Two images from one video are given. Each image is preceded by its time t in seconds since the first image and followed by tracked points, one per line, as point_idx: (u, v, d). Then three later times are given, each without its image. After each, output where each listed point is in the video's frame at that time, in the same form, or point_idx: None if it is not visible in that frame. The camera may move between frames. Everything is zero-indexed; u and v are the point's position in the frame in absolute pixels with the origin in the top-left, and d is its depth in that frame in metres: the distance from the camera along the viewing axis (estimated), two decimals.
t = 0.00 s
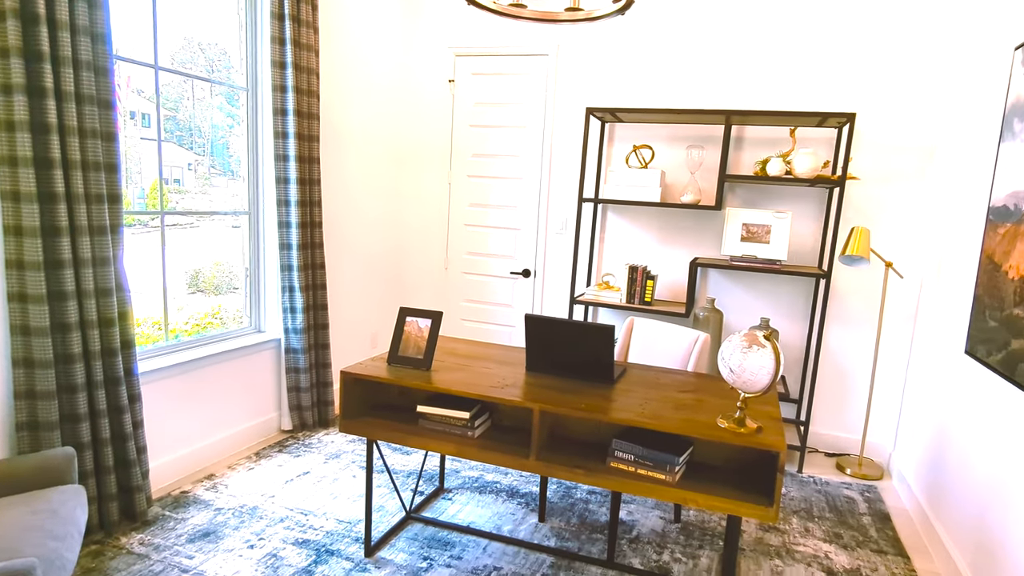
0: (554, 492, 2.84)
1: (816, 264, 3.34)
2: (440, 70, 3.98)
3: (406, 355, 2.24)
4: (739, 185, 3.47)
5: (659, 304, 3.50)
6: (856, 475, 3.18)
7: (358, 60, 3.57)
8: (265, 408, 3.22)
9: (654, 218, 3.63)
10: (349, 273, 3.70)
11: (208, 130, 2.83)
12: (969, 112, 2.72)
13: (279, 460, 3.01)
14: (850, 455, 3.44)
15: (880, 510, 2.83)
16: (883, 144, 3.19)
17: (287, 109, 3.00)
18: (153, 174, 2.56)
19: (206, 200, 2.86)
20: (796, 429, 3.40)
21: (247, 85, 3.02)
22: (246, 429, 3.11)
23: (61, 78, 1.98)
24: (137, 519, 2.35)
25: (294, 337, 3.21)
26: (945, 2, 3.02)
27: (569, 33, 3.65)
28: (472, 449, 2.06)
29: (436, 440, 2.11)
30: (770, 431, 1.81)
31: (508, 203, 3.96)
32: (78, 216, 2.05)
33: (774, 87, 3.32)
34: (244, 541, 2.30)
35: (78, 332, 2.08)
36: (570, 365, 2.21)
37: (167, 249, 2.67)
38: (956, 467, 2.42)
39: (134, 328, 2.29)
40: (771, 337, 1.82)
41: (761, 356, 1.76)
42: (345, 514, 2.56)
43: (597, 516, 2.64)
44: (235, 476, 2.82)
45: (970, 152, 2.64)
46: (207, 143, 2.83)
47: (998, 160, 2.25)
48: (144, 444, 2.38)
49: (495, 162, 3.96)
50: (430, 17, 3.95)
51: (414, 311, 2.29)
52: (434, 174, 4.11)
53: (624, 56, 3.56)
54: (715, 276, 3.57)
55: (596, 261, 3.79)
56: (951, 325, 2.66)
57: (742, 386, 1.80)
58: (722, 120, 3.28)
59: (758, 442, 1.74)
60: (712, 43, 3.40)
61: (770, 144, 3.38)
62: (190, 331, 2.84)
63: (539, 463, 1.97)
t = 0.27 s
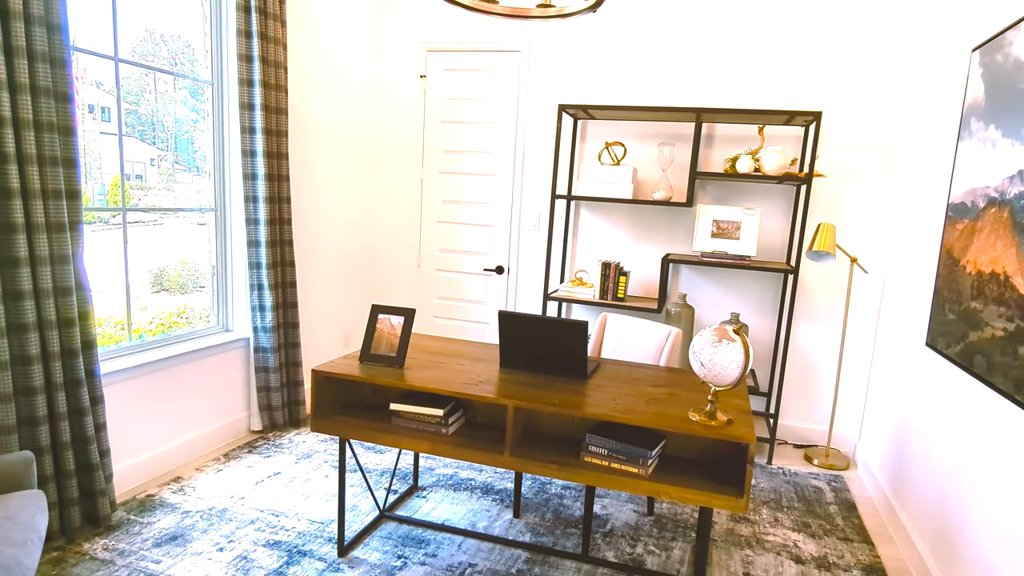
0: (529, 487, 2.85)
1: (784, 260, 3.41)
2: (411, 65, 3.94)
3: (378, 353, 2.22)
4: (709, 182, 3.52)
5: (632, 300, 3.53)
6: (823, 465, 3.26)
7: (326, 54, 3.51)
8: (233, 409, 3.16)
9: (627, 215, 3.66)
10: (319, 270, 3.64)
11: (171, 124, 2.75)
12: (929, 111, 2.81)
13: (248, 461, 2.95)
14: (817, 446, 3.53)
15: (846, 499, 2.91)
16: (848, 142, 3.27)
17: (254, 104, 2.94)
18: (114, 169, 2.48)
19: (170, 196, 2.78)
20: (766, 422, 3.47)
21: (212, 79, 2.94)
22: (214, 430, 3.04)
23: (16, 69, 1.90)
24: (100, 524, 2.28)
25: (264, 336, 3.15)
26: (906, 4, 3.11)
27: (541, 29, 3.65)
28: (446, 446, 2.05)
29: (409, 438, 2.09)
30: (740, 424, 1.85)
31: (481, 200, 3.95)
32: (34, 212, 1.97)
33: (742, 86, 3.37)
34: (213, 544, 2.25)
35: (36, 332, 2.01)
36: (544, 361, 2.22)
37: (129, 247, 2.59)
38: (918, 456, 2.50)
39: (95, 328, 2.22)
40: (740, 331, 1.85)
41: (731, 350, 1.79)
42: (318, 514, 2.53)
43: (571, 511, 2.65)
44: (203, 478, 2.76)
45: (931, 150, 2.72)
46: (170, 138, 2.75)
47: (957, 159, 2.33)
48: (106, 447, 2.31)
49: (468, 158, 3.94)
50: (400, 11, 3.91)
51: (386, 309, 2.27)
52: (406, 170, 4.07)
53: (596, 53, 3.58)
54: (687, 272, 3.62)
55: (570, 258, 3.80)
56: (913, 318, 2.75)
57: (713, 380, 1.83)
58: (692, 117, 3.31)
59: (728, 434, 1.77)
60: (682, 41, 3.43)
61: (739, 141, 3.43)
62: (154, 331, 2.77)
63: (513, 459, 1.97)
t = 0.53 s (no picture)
0: (523, 499, 2.84)
1: (777, 270, 3.43)
2: (405, 77, 3.96)
3: (372, 365, 2.21)
4: (701, 193, 3.55)
5: (626, 310, 3.53)
6: (818, 475, 3.26)
7: (320, 67, 3.52)
8: (225, 421, 3.13)
9: (620, 226, 3.68)
10: (312, 282, 3.63)
11: (164, 134, 2.74)
12: (918, 123, 2.84)
13: (240, 474, 2.92)
14: (811, 455, 3.54)
15: (840, 509, 2.91)
16: (838, 154, 3.31)
17: (248, 115, 2.94)
18: (106, 180, 2.47)
19: (162, 207, 2.77)
20: (760, 432, 3.48)
21: (205, 90, 2.94)
22: (205, 443, 3.01)
23: (8, 80, 1.90)
24: (88, 539, 2.25)
25: (256, 347, 3.13)
26: (893, 18, 3.16)
27: (534, 42, 3.68)
28: (440, 458, 2.03)
29: (403, 450, 2.07)
30: (735, 434, 1.85)
31: (475, 211, 3.96)
32: (24, 223, 1.96)
33: (733, 98, 3.41)
34: (203, 559, 2.22)
35: (25, 344, 1.99)
36: (539, 372, 2.21)
37: (120, 258, 2.57)
38: (912, 465, 2.50)
39: (86, 340, 2.20)
40: (734, 341, 1.85)
41: (725, 360, 1.79)
42: (310, 528, 2.50)
43: (566, 522, 2.64)
44: (194, 492, 2.73)
45: (920, 161, 2.75)
46: (162, 149, 2.74)
47: (945, 170, 2.36)
48: (96, 461, 2.28)
49: (461, 170, 3.95)
50: (394, 24, 3.93)
51: (380, 320, 2.26)
52: (399, 182, 4.08)
53: (589, 65, 3.61)
54: (680, 282, 3.64)
55: (564, 268, 3.81)
56: (904, 328, 2.76)
57: (707, 390, 1.83)
58: (685, 129, 3.34)
59: (723, 444, 1.77)
60: (673, 54, 3.47)
61: (731, 153, 3.46)
62: (145, 343, 2.74)
63: (508, 470, 1.96)
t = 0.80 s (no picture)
0: (523, 514, 2.81)
1: (776, 283, 3.44)
2: (405, 92, 3.99)
3: (372, 378, 2.20)
4: (700, 206, 3.56)
5: (625, 323, 3.53)
6: (819, 488, 3.24)
7: (321, 81, 3.55)
8: (223, 435, 3.11)
9: (620, 239, 3.69)
10: (312, 295, 3.63)
11: (165, 148, 2.76)
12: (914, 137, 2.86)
13: (238, 489, 2.90)
14: (813, 468, 3.52)
15: (842, 523, 2.89)
16: (836, 167, 3.32)
17: (249, 129, 2.96)
18: (107, 194, 2.48)
19: (162, 220, 2.78)
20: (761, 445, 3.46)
21: (207, 105, 2.96)
22: (203, 457, 3.00)
23: (11, 96, 1.91)
24: (84, 555, 2.23)
25: (255, 360, 3.12)
26: (889, 34, 3.19)
27: (533, 57, 3.71)
28: (440, 472, 2.02)
29: (403, 464, 2.06)
30: (736, 447, 1.84)
31: (475, 224, 3.97)
32: (26, 237, 1.97)
33: (731, 112, 3.43)
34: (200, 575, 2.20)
35: (24, 358, 1.98)
36: (539, 385, 2.21)
37: (120, 272, 2.58)
38: (914, 478, 2.49)
39: (85, 354, 2.20)
40: (734, 353, 1.85)
41: (726, 372, 1.79)
42: (309, 543, 2.48)
43: (566, 537, 2.62)
44: (191, 507, 2.71)
45: (917, 174, 2.77)
46: (163, 162, 2.76)
47: (943, 183, 2.37)
48: (93, 475, 2.27)
49: (461, 183, 3.97)
50: (395, 40, 3.97)
51: (380, 333, 2.26)
52: (400, 195, 4.09)
53: (588, 80, 3.64)
54: (680, 295, 3.64)
55: (563, 281, 3.81)
56: (905, 340, 2.76)
57: (708, 403, 1.82)
58: (683, 142, 3.36)
59: (724, 457, 1.77)
60: (671, 69, 3.50)
61: (729, 166, 3.48)
62: (144, 356, 2.74)
63: (508, 484, 1.95)
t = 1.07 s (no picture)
0: (524, 530, 2.79)
1: (777, 296, 3.44)
2: (407, 107, 4.02)
3: (372, 393, 2.19)
4: (700, 220, 3.57)
5: (626, 337, 3.53)
6: (822, 504, 3.22)
7: (323, 97, 3.58)
8: (222, 450, 3.09)
9: (620, 253, 3.70)
10: (313, 308, 3.63)
11: (167, 162, 2.77)
12: (912, 152, 2.88)
13: (236, 505, 2.88)
14: (815, 483, 3.49)
15: (846, 538, 2.86)
16: (836, 181, 3.34)
17: (251, 145, 2.97)
18: (108, 208, 2.49)
19: (163, 234, 2.79)
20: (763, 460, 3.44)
21: (210, 121, 2.98)
22: (202, 473, 2.98)
23: (15, 112, 1.93)
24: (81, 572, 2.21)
25: (255, 375, 3.11)
26: (883, 55, 3.23)
27: (534, 73, 3.75)
28: (440, 487, 2.01)
29: (403, 480, 2.05)
30: (738, 462, 1.83)
31: (475, 238, 3.98)
32: (27, 252, 1.97)
33: (730, 127, 3.45)
34: None
35: (23, 373, 1.98)
36: (540, 400, 2.20)
37: (121, 286, 2.58)
38: (918, 493, 2.47)
39: (84, 368, 2.19)
40: (735, 368, 1.85)
41: (727, 387, 1.78)
42: (307, 560, 2.46)
43: (567, 553, 2.59)
44: (189, 523, 2.68)
45: (916, 189, 2.78)
46: (165, 177, 2.77)
47: (941, 197, 2.38)
48: (91, 491, 2.25)
49: (462, 197, 3.98)
50: (396, 56, 4.01)
51: (380, 347, 2.25)
52: (400, 209, 4.11)
53: (588, 96, 3.67)
54: (681, 309, 3.64)
55: (564, 295, 3.81)
56: (906, 355, 2.76)
57: (710, 417, 1.81)
58: (683, 157, 3.38)
59: (726, 473, 1.75)
60: (670, 84, 3.53)
61: (729, 181, 3.50)
62: (144, 371, 2.73)
63: (508, 500, 1.94)
